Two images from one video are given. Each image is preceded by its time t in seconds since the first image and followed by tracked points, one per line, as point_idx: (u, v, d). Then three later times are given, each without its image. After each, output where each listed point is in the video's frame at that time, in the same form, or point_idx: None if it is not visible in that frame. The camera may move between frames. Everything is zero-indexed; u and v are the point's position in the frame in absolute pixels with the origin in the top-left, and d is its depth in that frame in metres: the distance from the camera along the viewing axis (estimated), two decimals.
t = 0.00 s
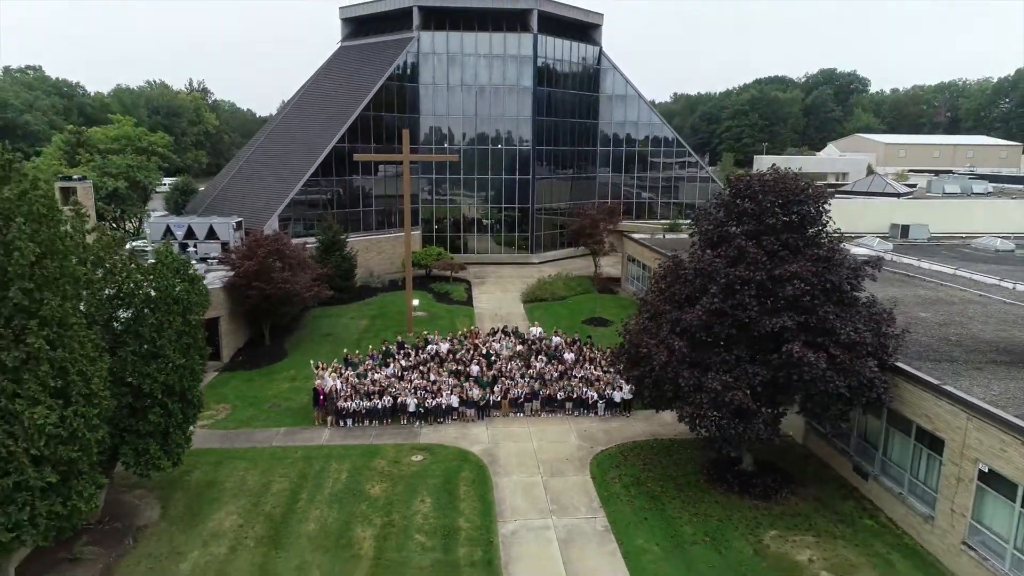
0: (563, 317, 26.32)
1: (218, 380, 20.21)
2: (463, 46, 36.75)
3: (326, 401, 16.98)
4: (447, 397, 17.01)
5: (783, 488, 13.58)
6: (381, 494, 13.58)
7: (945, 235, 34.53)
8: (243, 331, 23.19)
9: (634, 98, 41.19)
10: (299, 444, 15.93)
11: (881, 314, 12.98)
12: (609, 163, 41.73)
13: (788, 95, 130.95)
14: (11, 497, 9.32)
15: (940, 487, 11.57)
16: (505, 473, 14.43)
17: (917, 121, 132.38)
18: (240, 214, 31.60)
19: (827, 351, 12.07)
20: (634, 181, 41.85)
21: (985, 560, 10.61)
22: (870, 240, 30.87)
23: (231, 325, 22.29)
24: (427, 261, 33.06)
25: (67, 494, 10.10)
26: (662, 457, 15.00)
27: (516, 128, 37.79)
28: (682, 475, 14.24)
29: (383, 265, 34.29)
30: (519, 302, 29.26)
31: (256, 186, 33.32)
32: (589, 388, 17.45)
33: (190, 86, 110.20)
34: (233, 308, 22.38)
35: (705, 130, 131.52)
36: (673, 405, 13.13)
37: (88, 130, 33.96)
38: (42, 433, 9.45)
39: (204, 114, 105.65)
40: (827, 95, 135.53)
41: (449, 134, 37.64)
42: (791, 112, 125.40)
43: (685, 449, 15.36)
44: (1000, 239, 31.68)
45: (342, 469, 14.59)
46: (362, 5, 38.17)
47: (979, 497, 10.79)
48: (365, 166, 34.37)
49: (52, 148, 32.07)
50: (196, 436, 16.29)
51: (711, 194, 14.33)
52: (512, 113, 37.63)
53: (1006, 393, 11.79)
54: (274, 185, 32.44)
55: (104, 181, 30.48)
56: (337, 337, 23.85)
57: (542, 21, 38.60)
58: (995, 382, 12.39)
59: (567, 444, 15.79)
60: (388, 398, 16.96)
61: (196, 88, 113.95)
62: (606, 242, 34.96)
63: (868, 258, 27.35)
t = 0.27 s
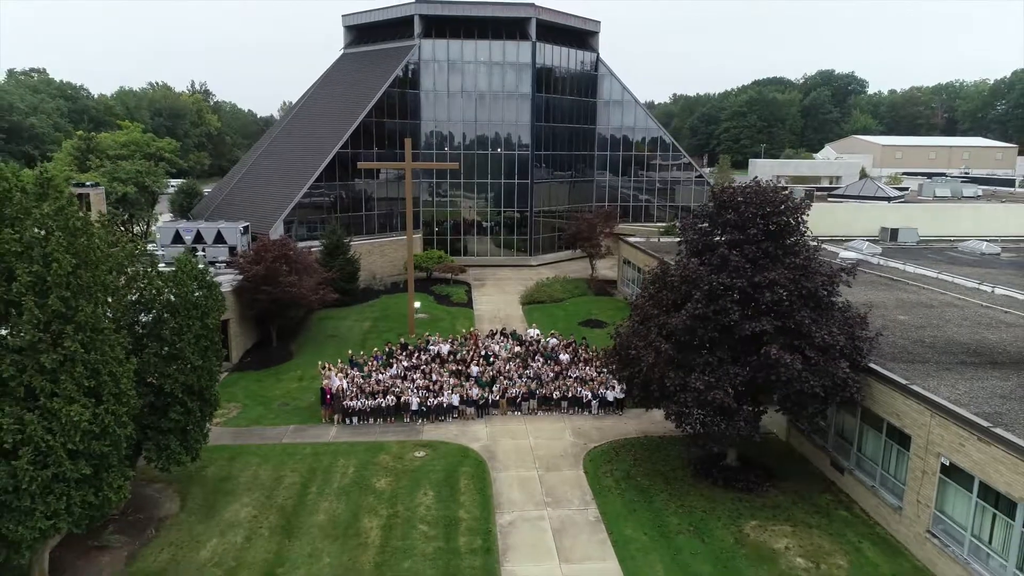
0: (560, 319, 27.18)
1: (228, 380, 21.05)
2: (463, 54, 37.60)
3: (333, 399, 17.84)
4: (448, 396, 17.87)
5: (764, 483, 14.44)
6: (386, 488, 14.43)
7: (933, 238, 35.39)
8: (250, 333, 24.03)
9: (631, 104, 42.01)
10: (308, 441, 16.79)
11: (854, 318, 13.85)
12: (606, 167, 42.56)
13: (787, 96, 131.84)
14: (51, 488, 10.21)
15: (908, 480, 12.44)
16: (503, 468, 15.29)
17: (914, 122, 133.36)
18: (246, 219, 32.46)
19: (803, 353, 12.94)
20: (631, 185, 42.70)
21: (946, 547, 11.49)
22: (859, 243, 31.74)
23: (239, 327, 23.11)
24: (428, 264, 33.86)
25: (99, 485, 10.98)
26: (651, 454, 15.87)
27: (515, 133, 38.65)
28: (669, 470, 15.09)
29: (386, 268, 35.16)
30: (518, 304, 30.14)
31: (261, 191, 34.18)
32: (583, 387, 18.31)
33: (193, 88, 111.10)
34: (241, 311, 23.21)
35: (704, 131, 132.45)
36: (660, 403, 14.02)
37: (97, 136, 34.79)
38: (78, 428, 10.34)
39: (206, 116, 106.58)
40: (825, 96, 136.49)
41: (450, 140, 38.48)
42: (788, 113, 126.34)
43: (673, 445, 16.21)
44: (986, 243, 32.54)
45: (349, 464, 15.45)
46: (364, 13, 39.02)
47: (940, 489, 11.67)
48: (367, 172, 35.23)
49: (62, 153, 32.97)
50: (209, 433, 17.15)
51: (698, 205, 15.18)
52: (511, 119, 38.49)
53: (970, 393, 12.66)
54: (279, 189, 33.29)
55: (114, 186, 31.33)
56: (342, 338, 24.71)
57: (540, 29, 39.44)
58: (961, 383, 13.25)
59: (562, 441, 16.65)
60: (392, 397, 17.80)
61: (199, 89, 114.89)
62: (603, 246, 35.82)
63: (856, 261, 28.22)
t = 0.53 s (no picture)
0: (558, 321, 27.91)
1: (236, 380, 21.80)
2: (462, 60, 38.33)
3: (338, 399, 18.57)
4: (449, 396, 18.59)
5: (750, 478, 15.17)
6: (390, 483, 15.18)
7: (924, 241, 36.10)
8: (257, 334, 24.76)
9: (628, 108, 42.73)
10: (314, 439, 17.53)
11: (835, 321, 14.58)
12: (604, 170, 43.26)
13: (785, 97, 132.59)
14: (80, 481, 11.00)
15: (883, 475, 13.17)
16: (501, 465, 16.04)
17: (912, 123, 134.13)
18: (251, 222, 33.22)
19: (785, 355, 13.67)
20: (629, 188, 43.40)
21: (917, 537, 12.23)
22: (850, 246, 32.47)
23: (247, 328, 23.86)
24: (429, 266, 34.47)
25: (123, 479, 11.77)
26: (643, 451, 16.60)
27: (514, 137, 39.37)
28: (660, 466, 15.82)
29: (387, 270, 35.90)
30: (516, 306, 30.87)
31: (265, 195, 34.93)
32: (579, 387, 19.04)
33: (195, 89, 111.84)
34: (249, 313, 23.96)
35: (703, 132, 133.17)
36: (650, 403, 14.77)
37: (105, 140, 35.56)
38: (104, 426, 11.12)
39: (208, 117, 107.38)
40: (823, 97, 137.24)
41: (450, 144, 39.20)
42: (787, 114, 127.10)
43: (664, 443, 16.94)
44: (975, 246, 33.26)
45: (354, 461, 16.19)
46: (365, 20, 39.75)
47: (913, 484, 12.40)
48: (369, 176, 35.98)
49: (71, 158, 33.71)
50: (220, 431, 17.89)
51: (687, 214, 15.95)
52: (510, 123, 39.22)
53: (942, 392, 13.39)
54: (283, 193, 34.04)
55: (123, 190, 32.10)
56: (346, 339, 25.45)
57: (539, 35, 40.15)
58: (935, 383, 13.97)
59: (558, 438, 17.40)
60: (395, 397, 18.53)
61: (201, 90, 115.68)
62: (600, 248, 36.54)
63: (847, 264, 28.93)
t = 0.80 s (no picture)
0: (555, 323, 28.74)
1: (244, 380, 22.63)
2: (462, 67, 39.15)
3: (343, 398, 19.40)
4: (450, 396, 19.42)
5: (735, 473, 16.00)
6: (393, 478, 16.01)
7: (913, 244, 36.94)
8: (264, 336, 25.60)
9: (625, 113, 43.57)
10: (321, 436, 18.35)
11: (815, 325, 15.41)
12: (601, 174, 44.10)
13: (783, 99, 133.49)
14: (108, 474, 11.84)
15: (858, 469, 13.99)
16: (499, 460, 16.88)
17: (909, 124, 135.12)
18: (257, 226, 34.07)
19: (767, 357, 14.48)
20: (626, 191, 44.23)
21: (889, 528, 13.05)
22: (840, 249, 33.30)
23: (254, 330, 24.69)
24: (430, 269, 35.46)
25: (146, 473, 12.59)
26: (635, 447, 17.43)
27: (513, 142, 40.19)
28: (650, 462, 16.65)
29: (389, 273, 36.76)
30: (515, 308, 31.72)
31: (270, 199, 35.77)
32: (574, 387, 19.88)
33: (197, 90, 112.70)
34: (256, 315, 24.80)
35: (701, 133, 134.08)
36: (641, 402, 15.62)
37: (113, 145, 36.44)
38: (129, 422, 11.97)
39: (209, 118, 108.11)
40: (821, 98, 138.14)
41: (450, 149, 40.03)
42: (784, 115, 128.01)
43: (654, 440, 17.77)
44: (962, 249, 34.12)
45: (360, 457, 17.02)
46: (367, 27, 40.57)
47: (885, 478, 13.24)
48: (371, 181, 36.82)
49: (80, 163, 34.58)
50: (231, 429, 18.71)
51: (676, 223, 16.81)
52: (509, 129, 40.05)
53: (914, 393, 14.23)
54: (288, 198, 34.89)
55: (131, 195, 32.96)
56: (349, 341, 26.28)
57: (537, 43, 40.96)
58: (909, 383, 14.81)
59: (553, 436, 18.23)
60: (397, 396, 19.35)
61: (203, 91, 116.48)
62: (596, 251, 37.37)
63: (836, 267, 29.77)
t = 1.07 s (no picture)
0: (553, 324, 29.58)
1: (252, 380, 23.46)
2: (462, 73, 40.00)
3: (348, 398, 20.22)
4: (450, 395, 20.25)
5: (722, 469, 16.83)
6: (396, 473, 16.85)
7: (903, 247, 37.79)
8: (270, 337, 26.41)
9: (622, 118, 44.42)
10: (327, 434, 19.18)
11: (797, 328, 16.25)
12: (598, 178, 44.95)
13: (781, 100, 134.39)
14: (132, 468, 12.68)
15: (836, 464, 14.82)
16: (498, 457, 17.72)
17: (906, 125, 136.03)
18: (261, 230, 34.91)
19: (750, 358, 15.31)
20: (622, 195, 45.06)
21: (863, 519, 13.86)
22: (831, 253, 34.16)
23: (261, 332, 25.52)
24: (430, 272, 36.70)
25: (166, 467, 13.46)
26: (627, 444, 18.28)
27: (511, 147, 41.04)
28: (641, 458, 17.49)
29: (390, 275, 37.64)
30: (513, 310, 32.56)
31: (274, 203, 36.62)
32: (570, 387, 20.72)
33: (199, 92, 113.60)
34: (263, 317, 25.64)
35: (699, 134, 135.01)
36: (632, 401, 16.46)
37: (121, 150, 37.35)
38: (151, 419, 12.82)
39: (210, 120, 109.00)
40: (818, 100, 139.04)
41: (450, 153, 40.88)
42: (782, 117, 128.89)
43: (645, 437, 18.60)
44: (950, 252, 34.96)
45: (364, 453, 17.86)
46: (369, 35, 41.44)
47: (860, 472, 14.05)
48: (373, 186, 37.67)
49: (90, 168, 35.47)
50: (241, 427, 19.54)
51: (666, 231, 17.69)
52: (508, 134, 40.90)
53: (889, 392, 15.06)
54: (292, 202, 35.73)
55: (140, 199, 33.86)
56: (353, 342, 27.11)
57: (535, 49, 41.80)
58: (885, 383, 15.64)
59: (549, 433, 19.07)
60: (400, 396, 20.18)
61: (204, 93, 117.35)
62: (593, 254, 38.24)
63: (825, 269, 30.62)
